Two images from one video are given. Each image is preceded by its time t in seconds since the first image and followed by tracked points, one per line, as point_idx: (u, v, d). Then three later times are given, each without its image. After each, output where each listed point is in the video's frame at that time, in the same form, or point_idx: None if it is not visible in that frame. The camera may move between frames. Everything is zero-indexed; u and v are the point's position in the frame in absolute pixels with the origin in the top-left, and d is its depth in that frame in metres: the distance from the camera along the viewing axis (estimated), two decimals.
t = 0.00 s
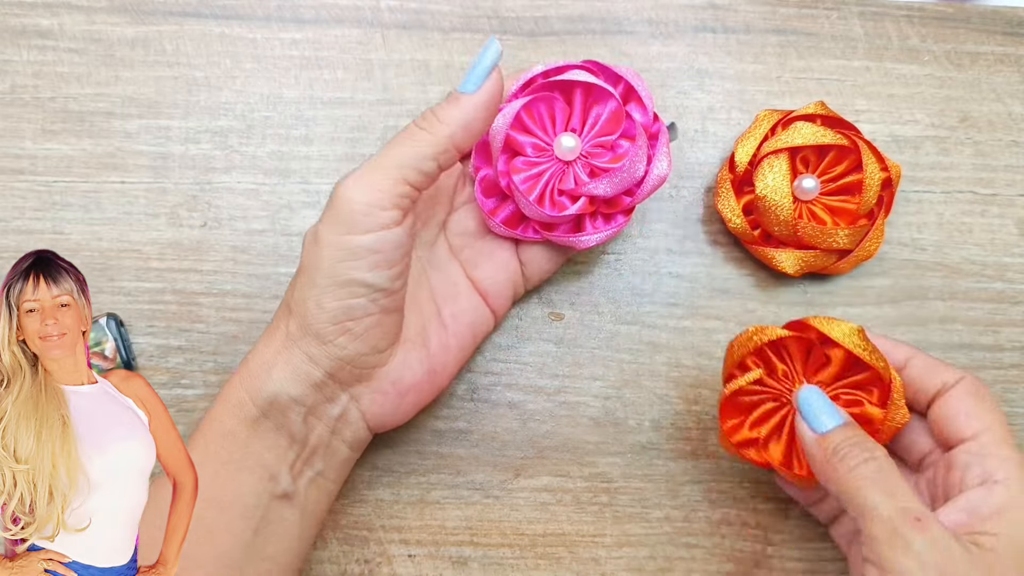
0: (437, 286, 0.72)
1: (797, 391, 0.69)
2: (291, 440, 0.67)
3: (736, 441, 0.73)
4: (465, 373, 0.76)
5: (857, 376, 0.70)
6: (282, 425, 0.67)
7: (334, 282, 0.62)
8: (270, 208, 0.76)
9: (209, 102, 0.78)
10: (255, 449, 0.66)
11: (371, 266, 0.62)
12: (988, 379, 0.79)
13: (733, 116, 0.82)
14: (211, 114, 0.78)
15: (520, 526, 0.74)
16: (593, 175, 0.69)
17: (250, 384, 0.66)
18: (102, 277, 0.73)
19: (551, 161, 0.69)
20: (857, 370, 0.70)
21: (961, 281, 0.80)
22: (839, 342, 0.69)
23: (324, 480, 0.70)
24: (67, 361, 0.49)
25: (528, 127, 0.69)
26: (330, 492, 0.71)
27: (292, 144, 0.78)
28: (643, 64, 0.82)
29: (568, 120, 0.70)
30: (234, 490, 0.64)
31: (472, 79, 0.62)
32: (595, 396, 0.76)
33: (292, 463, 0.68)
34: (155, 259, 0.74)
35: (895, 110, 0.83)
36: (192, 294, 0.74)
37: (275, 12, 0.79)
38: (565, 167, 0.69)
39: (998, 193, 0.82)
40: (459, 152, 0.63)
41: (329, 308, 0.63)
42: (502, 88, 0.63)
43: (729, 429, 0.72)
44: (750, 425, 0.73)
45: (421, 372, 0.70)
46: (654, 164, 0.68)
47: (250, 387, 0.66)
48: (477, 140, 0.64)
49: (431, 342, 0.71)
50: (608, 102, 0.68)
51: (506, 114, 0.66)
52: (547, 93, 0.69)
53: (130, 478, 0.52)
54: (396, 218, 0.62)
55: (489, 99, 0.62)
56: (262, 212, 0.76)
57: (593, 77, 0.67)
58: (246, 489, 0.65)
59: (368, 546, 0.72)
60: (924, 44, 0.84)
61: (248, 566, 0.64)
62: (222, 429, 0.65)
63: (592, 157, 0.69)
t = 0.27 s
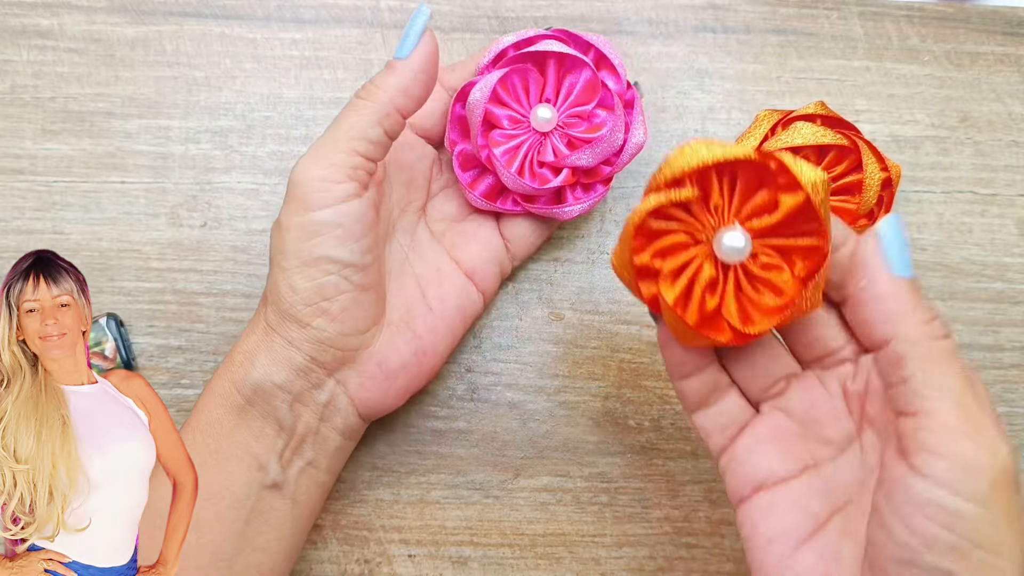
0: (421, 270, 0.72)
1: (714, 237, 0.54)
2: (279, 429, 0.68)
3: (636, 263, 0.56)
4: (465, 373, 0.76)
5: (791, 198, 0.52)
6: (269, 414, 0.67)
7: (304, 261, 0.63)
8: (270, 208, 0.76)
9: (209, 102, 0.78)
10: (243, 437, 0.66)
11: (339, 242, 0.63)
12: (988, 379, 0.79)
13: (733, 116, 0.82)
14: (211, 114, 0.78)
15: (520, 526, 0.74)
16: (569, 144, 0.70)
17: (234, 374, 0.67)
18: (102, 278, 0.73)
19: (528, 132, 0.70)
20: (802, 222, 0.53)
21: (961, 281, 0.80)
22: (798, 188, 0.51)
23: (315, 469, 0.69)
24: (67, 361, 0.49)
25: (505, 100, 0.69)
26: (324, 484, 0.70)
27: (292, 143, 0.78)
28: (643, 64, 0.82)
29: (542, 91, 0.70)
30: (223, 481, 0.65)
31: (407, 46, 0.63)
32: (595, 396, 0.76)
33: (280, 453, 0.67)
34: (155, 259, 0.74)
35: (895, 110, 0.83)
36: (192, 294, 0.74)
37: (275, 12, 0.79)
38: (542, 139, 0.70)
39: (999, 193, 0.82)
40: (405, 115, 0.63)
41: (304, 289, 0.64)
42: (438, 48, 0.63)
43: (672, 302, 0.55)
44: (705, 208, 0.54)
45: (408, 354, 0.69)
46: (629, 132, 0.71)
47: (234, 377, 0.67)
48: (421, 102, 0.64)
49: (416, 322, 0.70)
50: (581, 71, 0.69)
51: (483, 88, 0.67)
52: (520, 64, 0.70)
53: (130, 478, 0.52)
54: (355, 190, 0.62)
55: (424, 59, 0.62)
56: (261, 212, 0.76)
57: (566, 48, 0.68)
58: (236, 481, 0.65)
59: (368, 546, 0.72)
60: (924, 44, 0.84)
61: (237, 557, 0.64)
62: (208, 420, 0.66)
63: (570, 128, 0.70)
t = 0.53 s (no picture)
0: (422, 271, 0.72)
1: (703, 66, 0.46)
2: (279, 427, 0.67)
3: (601, 78, 0.46)
4: (465, 373, 0.76)
5: (808, 33, 0.45)
6: (269, 412, 0.67)
7: (316, 257, 0.63)
8: (270, 208, 0.76)
9: (209, 102, 0.78)
10: (244, 436, 0.66)
11: (355, 239, 0.63)
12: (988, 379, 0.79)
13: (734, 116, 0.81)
14: (211, 114, 0.78)
15: (520, 526, 0.74)
16: (571, 155, 0.71)
17: (235, 372, 0.67)
18: (102, 278, 0.73)
19: (530, 141, 0.71)
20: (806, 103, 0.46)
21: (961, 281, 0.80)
22: (818, 20, 0.44)
23: (314, 468, 0.69)
24: (67, 361, 0.49)
25: (508, 108, 0.71)
26: (323, 483, 0.70)
27: (292, 143, 0.78)
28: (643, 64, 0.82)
29: (546, 101, 0.71)
30: (222, 480, 0.64)
31: (420, 48, 0.64)
32: (596, 396, 0.76)
33: (280, 452, 0.67)
34: (155, 259, 0.74)
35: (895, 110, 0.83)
36: (192, 294, 0.74)
37: (275, 12, 0.79)
38: (544, 148, 0.71)
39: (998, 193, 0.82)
40: (422, 116, 0.65)
41: (314, 285, 0.63)
42: (450, 52, 0.64)
43: (643, 137, 0.44)
44: (697, 31, 0.46)
45: (410, 355, 0.70)
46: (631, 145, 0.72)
47: (235, 375, 0.67)
48: (437, 103, 0.65)
49: (416, 325, 0.71)
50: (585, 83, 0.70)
51: (489, 95, 0.68)
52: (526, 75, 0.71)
53: (130, 478, 0.52)
54: (374, 190, 0.63)
55: (438, 62, 0.63)
56: (261, 212, 0.76)
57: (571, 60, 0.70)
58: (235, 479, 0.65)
59: (368, 547, 0.72)
60: (924, 44, 0.84)
61: (237, 557, 0.64)
62: (209, 418, 0.66)
63: (571, 139, 0.71)
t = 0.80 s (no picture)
0: (423, 273, 0.72)
1: (663, 100, 0.43)
2: (279, 427, 0.67)
3: (551, 112, 0.44)
4: (465, 373, 0.76)
5: (781, 72, 0.43)
6: (269, 412, 0.67)
7: (325, 255, 0.63)
8: (270, 208, 0.76)
9: (209, 102, 0.78)
10: (244, 437, 0.66)
11: (363, 240, 0.63)
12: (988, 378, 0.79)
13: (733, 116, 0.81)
14: (211, 114, 0.78)
15: (520, 526, 0.74)
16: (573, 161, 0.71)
17: (235, 372, 0.67)
18: (102, 278, 0.73)
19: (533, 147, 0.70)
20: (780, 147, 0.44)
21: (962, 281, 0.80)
22: (792, 55, 0.42)
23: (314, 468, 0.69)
24: (66, 361, 0.49)
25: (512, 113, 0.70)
26: (323, 483, 0.70)
27: (292, 143, 0.78)
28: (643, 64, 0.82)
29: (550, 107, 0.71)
30: (221, 480, 0.65)
31: (431, 57, 0.65)
32: (596, 396, 0.76)
33: (280, 452, 0.67)
34: (155, 259, 0.74)
35: (895, 110, 0.83)
36: (192, 294, 0.74)
37: (275, 12, 0.79)
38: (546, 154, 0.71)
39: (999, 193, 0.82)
40: (433, 123, 0.65)
41: (320, 283, 0.63)
42: (458, 60, 0.66)
43: (593, 176, 0.42)
44: (658, 62, 0.44)
45: (411, 357, 0.70)
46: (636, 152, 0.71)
47: (235, 374, 0.67)
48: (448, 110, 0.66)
49: (417, 327, 0.71)
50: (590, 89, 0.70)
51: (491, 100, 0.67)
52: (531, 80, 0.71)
53: (129, 478, 0.52)
54: (385, 193, 0.64)
55: (448, 69, 0.65)
56: (261, 212, 0.76)
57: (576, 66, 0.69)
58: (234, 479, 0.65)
59: (368, 546, 0.72)
60: (924, 44, 0.84)
61: (237, 557, 0.64)
62: (211, 417, 0.66)
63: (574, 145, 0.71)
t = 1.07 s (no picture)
0: (424, 273, 0.72)
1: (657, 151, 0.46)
2: (279, 427, 0.67)
3: (557, 158, 0.47)
4: (465, 373, 0.76)
5: (759, 128, 0.46)
6: (269, 412, 0.67)
7: (327, 255, 0.63)
8: (270, 209, 0.76)
9: (209, 102, 0.78)
10: (244, 437, 0.66)
11: (366, 240, 0.63)
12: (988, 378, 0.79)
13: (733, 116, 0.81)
14: (211, 114, 0.78)
15: (520, 526, 0.74)
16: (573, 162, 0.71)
17: (236, 372, 0.67)
18: (102, 278, 0.73)
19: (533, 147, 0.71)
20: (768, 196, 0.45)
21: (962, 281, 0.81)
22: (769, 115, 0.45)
23: (314, 469, 0.69)
24: (66, 361, 0.49)
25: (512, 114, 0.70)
26: (323, 483, 0.70)
27: (292, 143, 0.78)
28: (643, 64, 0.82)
29: (551, 108, 0.71)
30: (222, 480, 0.64)
31: (432, 58, 0.65)
32: (596, 396, 0.76)
33: (280, 452, 0.67)
34: (155, 259, 0.74)
35: (895, 110, 0.83)
36: (192, 294, 0.74)
37: (275, 12, 0.79)
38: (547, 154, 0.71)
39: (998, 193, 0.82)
40: (435, 124, 0.65)
41: (321, 283, 0.63)
42: (460, 61, 0.66)
43: (598, 215, 0.44)
44: (652, 119, 0.47)
45: (411, 357, 0.70)
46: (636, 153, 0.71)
47: (236, 375, 0.67)
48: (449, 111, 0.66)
49: (417, 327, 0.71)
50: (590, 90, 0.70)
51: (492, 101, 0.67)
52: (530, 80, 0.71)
53: (130, 478, 0.52)
54: (387, 194, 0.64)
55: (449, 71, 0.65)
56: (261, 212, 0.76)
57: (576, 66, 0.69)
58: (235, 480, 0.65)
59: (368, 546, 0.72)
60: (924, 44, 0.84)
61: (237, 557, 0.64)
62: (211, 418, 0.66)
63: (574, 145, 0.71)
